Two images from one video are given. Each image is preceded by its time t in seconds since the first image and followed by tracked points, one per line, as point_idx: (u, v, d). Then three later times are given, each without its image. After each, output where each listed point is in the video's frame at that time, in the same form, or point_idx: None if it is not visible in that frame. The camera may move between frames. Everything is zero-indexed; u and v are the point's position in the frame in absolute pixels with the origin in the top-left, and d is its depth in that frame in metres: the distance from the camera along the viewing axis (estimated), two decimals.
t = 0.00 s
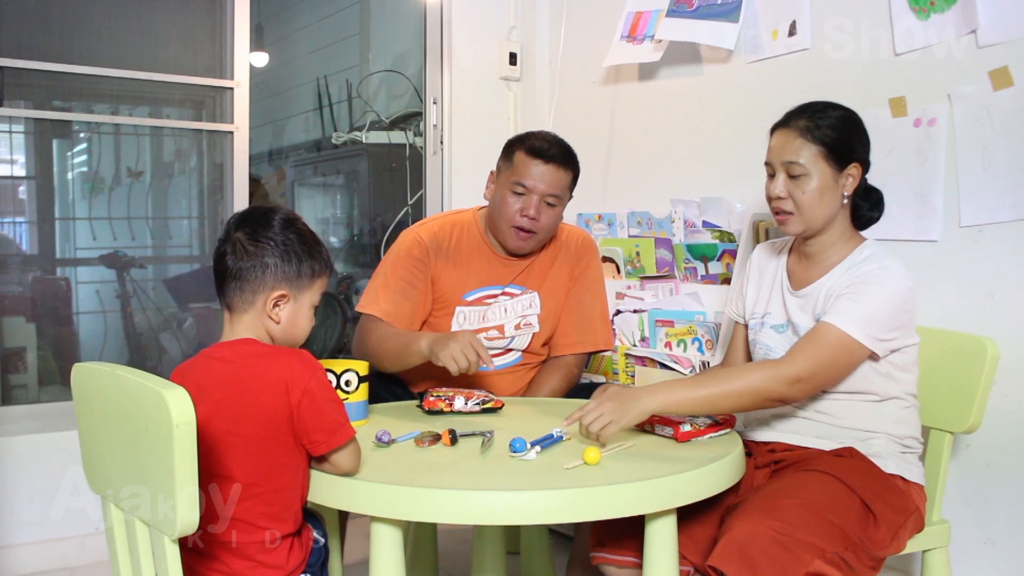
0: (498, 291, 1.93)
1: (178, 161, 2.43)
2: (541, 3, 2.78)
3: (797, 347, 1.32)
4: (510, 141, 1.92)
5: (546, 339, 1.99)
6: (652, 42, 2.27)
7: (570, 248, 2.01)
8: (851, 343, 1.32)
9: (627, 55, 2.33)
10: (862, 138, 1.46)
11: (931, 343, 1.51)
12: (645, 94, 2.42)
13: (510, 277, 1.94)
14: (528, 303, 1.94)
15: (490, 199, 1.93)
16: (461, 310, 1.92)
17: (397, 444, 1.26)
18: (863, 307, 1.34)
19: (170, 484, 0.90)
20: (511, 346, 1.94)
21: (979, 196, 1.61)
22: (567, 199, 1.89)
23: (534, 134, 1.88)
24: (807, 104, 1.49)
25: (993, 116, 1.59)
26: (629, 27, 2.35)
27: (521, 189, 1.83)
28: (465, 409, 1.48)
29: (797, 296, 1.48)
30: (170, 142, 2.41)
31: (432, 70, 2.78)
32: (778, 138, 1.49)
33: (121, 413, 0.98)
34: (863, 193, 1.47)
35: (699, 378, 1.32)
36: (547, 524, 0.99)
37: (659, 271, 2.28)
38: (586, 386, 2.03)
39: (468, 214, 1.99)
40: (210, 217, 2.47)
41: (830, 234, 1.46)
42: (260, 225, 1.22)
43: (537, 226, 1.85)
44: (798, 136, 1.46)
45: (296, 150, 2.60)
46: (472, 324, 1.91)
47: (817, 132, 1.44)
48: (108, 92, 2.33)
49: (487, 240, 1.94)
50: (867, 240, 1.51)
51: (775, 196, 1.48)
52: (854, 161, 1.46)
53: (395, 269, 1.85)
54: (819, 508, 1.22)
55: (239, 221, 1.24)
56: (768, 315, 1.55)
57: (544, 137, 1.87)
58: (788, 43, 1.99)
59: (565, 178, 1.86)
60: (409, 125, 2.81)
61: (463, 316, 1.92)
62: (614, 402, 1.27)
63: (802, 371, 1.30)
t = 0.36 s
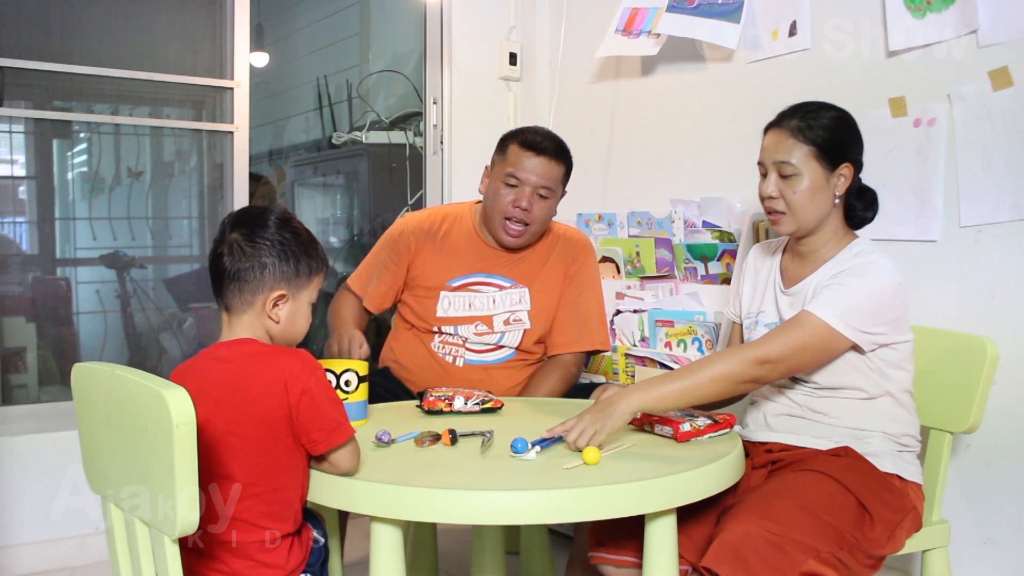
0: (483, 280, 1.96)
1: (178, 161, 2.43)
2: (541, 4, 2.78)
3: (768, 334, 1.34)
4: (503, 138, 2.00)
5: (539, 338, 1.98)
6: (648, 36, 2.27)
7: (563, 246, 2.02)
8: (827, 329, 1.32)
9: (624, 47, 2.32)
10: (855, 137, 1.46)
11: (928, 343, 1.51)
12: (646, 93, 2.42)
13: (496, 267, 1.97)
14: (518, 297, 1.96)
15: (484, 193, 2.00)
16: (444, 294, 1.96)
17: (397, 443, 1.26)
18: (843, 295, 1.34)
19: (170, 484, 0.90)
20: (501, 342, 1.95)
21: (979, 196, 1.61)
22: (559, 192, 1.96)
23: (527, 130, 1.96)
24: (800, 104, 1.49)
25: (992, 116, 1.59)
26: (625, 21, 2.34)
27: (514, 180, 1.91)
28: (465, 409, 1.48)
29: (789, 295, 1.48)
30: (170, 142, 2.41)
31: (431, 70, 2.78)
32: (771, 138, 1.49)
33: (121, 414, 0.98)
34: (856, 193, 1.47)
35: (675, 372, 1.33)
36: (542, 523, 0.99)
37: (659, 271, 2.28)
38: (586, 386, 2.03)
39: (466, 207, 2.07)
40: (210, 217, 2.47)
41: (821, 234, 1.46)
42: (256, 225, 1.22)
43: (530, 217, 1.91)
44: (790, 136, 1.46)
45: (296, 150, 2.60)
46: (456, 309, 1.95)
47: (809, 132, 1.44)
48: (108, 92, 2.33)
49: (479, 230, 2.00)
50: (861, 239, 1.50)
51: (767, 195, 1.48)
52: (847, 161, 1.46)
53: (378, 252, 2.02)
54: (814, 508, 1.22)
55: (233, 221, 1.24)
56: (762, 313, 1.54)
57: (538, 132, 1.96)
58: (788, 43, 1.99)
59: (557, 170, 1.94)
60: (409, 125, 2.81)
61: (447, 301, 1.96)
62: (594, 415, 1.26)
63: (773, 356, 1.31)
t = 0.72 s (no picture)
0: (481, 277, 1.96)
1: (178, 161, 2.43)
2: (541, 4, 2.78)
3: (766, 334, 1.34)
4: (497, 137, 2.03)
5: (537, 337, 1.98)
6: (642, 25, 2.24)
7: (562, 247, 2.02)
8: (824, 329, 1.32)
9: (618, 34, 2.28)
10: (851, 137, 1.47)
11: (927, 343, 1.52)
12: (646, 93, 2.42)
13: (493, 264, 1.97)
14: (515, 295, 1.96)
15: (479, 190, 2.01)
16: (442, 290, 1.96)
17: (397, 444, 1.26)
18: (842, 294, 1.34)
19: (170, 484, 0.90)
20: (497, 340, 1.95)
21: (979, 196, 1.61)
22: (552, 186, 1.97)
23: (520, 126, 1.99)
24: (795, 104, 1.50)
25: (993, 116, 1.59)
26: (621, 14, 2.33)
27: (505, 173, 1.92)
28: (465, 409, 1.48)
29: (786, 296, 1.48)
30: (170, 142, 2.41)
31: (431, 70, 2.78)
32: (767, 138, 1.49)
33: (121, 414, 0.98)
34: (852, 193, 1.46)
35: (674, 373, 1.33)
36: (542, 523, 0.99)
37: (659, 271, 2.28)
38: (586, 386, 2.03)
39: (465, 206, 2.07)
40: (210, 217, 2.47)
41: (816, 233, 1.46)
42: (250, 226, 1.21)
43: (521, 209, 1.91)
44: (785, 136, 1.46)
45: (296, 150, 2.60)
46: (454, 305, 1.95)
47: (804, 131, 1.45)
48: (108, 92, 2.33)
49: (476, 228, 2.00)
50: (859, 239, 1.50)
51: (762, 195, 1.48)
52: (841, 160, 1.45)
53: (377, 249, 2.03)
54: (814, 508, 1.22)
55: (227, 222, 1.24)
56: (758, 314, 1.54)
57: (533, 128, 1.98)
58: (788, 43, 1.98)
59: (550, 165, 1.95)
60: (409, 125, 2.81)
61: (445, 297, 1.96)
62: (592, 420, 1.25)
63: (770, 356, 1.31)
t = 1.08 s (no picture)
0: (483, 276, 1.96)
1: (178, 160, 2.43)
2: (542, 4, 2.78)
3: (765, 334, 1.33)
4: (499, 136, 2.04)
5: (538, 337, 1.98)
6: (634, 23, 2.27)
7: (564, 248, 2.02)
8: (823, 330, 1.32)
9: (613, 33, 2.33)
10: (850, 137, 1.47)
11: (927, 343, 1.52)
12: (645, 93, 2.42)
13: (495, 262, 1.97)
14: (517, 295, 1.96)
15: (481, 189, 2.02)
16: (444, 289, 1.96)
17: (397, 444, 1.26)
18: (841, 294, 1.34)
19: (170, 484, 0.90)
20: (501, 340, 1.95)
21: (979, 196, 1.61)
22: (553, 184, 1.97)
23: (521, 125, 2.00)
24: (795, 104, 1.50)
25: (993, 116, 1.58)
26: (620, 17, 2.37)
27: (506, 170, 1.93)
28: (465, 409, 1.48)
29: (785, 296, 1.48)
30: (170, 142, 2.41)
31: (431, 70, 2.78)
32: (766, 138, 1.49)
33: (121, 414, 0.98)
34: (852, 194, 1.46)
35: (674, 372, 1.33)
36: (544, 523, 0.99)
37: (659, 271, 2.28)
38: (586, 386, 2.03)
39: (467, 205, 2.08)
40: (210, 217, 2.47)
41: (816, 234, 1.46)
42: (248, 226, 1.21)
43: (521, 206, 1.91)
44: (784, 136, 1.46)
45: (296, 150, 2.60)
46: (455, 304, 1.95)
47: (804, 132, 1.45)
48: (108, 92, 2.33)
49: (477, 227, 2.00)
50: (858, 239, 1.50)
51: (762, 195, 1.48)
52: (841, 160, 1.45)
53: (378, 248, 2.03)
54: (814, 508, 1.22)
55: (225, 223, 1.24)
56: (758, 315, 1.54)
57: (534, 126, 1.99)
58: (788, 43, 1.98)
59: (550, 162, 1.96)
60: (409, 125, 2.81)
61: (447, 296, 1.95)
62: (591, 418, 1.25)
63: (769, 356, 1.31)
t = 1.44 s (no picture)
0: (484, 277, 1.96)
1: (178, 160, 2.43)
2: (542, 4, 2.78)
3: (765, 335, 1.33)
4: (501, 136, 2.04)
5: (539, 337, 1.98)
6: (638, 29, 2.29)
7: (565, 249, 2.02)
8: (823, 331, 1.32)
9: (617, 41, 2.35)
10: (850, 138, 1.47)
11: (927, 342, 1.52)
12: (646, 93, 2.41)
13: (496, 263, 1.97)
14: (518, 296, 1.96)
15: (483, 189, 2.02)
16: (445, 290, 1.96)
17: (397, 444, 1.26)
18: (840, 295, 1.34)
19: (170, 484, 0.90)
20: (501, 340, 1.95)
21: (979, 197, 1.61)
22: (554, 185, 1.97)
23: (524, 125, 2.00)
24: (795, 104, 1.50)
25: (992, 116, 1.58)
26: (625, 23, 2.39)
27: (508, 171, 1.93)
28: (465, 409, 1.48)
29: (785, 297, 1.48)
30: (170, 142, 2.41)
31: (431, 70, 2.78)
32: (765, 138, 1.49)
33: (121, 414, 0.98)
34: (852, 194, 1.47)
35: (674, 372, 1.33)
36: (544, 523, 0.99)
37: (659, 271, 2.28)
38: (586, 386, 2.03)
39: (467, 206, 2.08)
40: (210, 217, 2.47)
41: (815, 234, 1.46)
42: (248, 226, 1.21)
43: (523, 208, 1.91)
44: (784, 136, 1.46)
45: (296, 151, 2.60)
46: (456, 304, 1.94)
47: (803, 132, 1.45)
48: (108, 92, 2.33)
49: (478, 228, 2.00)
50: (858, 240, 1.50)
51: (761, 195, 1.49)
52: (840, 160, 1.45)
53: (378, 249, 2.03)
54: (815, 508, 1.22)
55: (224, 223, 1.23)
56: (758, 316, 1.54)
57: (537, 127, 1.99)
58: (788, 43, 1.98)
59: (552, 163, 1.95)
60: (409, 125, 2.81)
61: (448, 297, 1.95)
62: (591, 417, 1.25)
63: (769, 357, 1.31)
